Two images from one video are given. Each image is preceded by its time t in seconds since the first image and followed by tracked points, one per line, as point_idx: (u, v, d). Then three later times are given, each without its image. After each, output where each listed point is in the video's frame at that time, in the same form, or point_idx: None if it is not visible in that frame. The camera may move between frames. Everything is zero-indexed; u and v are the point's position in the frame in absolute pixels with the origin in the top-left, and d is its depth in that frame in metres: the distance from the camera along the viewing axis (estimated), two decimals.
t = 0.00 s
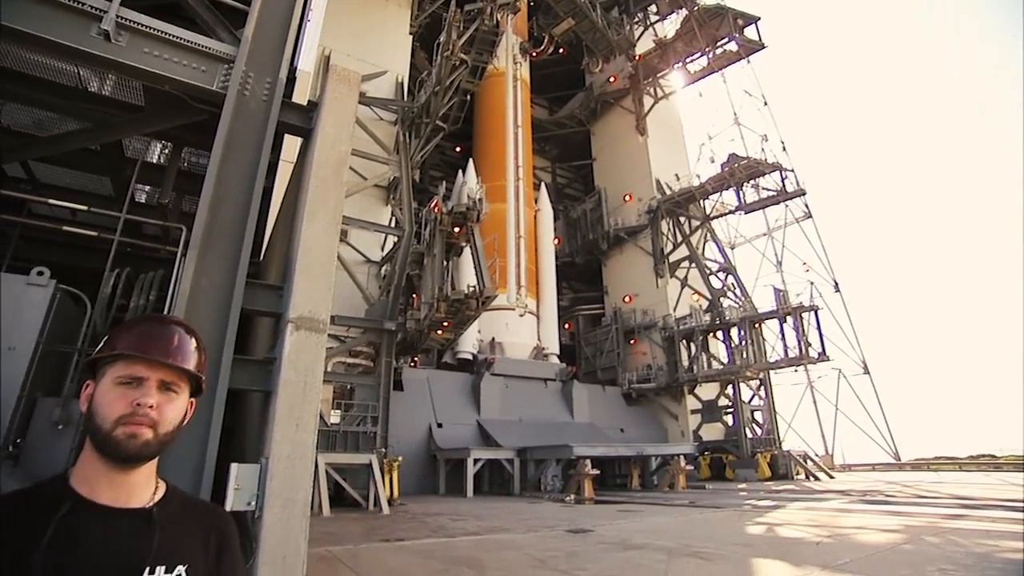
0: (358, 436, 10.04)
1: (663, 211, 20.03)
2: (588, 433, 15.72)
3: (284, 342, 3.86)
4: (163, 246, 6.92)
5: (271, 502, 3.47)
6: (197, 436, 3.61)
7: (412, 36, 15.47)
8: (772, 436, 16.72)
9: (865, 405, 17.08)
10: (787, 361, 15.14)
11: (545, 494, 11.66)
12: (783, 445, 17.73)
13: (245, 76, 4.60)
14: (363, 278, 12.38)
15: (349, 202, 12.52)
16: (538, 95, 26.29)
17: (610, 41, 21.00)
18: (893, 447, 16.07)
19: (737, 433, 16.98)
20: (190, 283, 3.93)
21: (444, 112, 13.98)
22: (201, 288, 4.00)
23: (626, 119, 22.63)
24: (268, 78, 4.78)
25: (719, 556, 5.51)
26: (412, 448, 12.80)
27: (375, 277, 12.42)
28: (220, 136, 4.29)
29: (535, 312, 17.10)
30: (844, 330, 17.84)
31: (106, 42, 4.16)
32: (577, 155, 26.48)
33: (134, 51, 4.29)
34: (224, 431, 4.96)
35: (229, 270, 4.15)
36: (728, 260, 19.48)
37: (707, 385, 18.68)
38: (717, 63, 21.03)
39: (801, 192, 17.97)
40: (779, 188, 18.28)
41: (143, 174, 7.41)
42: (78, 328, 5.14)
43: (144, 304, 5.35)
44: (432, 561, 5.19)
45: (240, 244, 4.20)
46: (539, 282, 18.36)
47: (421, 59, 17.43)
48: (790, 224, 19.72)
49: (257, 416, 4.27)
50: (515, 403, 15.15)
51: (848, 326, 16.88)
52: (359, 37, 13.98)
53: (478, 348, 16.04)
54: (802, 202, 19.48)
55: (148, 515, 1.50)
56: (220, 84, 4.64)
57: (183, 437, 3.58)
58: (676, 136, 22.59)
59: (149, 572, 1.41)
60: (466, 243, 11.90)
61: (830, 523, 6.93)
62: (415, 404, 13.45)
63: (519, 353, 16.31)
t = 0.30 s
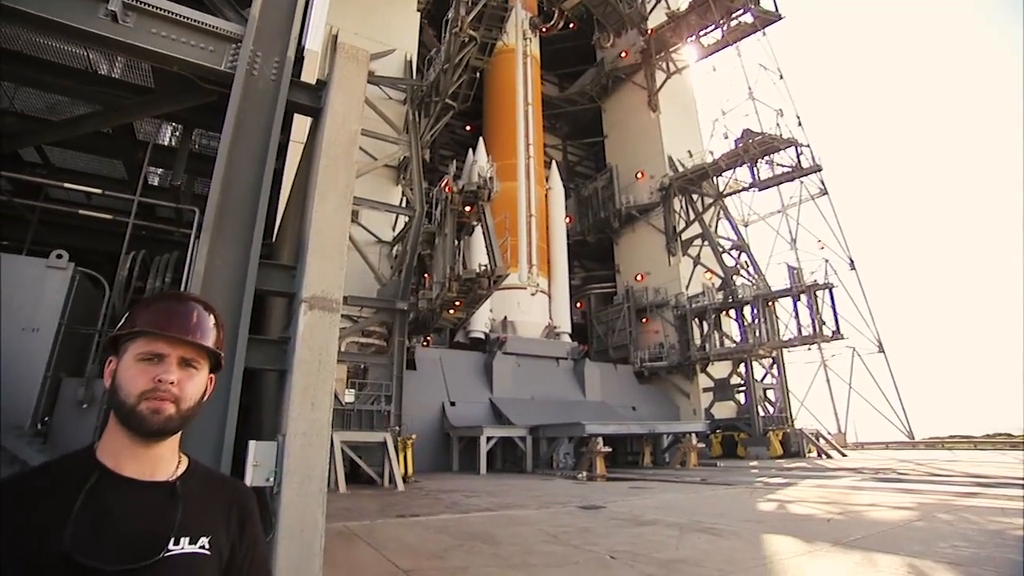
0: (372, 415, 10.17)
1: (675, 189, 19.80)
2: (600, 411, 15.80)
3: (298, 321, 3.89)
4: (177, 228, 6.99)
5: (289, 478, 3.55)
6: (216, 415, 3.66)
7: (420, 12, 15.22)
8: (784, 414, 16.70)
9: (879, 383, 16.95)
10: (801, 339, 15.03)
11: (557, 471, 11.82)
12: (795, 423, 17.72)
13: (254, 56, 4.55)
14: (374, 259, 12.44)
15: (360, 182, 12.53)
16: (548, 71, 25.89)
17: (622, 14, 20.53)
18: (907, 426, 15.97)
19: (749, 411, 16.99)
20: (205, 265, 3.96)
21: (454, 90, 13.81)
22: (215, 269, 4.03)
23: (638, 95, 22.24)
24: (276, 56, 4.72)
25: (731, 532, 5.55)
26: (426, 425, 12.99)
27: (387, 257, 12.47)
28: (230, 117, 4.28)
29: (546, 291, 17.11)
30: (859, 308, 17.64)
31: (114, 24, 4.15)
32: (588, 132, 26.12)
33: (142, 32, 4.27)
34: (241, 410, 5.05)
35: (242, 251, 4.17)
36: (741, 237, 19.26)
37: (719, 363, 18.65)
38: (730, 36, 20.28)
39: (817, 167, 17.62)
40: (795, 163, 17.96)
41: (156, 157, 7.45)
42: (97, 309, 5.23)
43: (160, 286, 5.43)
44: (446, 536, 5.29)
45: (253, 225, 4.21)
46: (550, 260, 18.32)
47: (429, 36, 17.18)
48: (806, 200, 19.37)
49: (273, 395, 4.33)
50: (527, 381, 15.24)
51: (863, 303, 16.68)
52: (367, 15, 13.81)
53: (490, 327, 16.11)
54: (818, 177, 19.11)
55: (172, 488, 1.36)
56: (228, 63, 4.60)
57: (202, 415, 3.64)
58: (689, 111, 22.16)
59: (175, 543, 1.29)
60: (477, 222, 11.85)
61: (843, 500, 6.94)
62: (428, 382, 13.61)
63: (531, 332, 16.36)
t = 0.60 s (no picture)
0: (386, 391, 10.30)
1: (688, 164, 19.52)
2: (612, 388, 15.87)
3: (312, 299, 3.91)
4: (190, 208, 7.03)
5: (306, 452, 3.61)
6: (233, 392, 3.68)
7: None
8: (797, 390, 16.66)
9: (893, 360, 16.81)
10: (815, 317, 14.88)
11: (568, 447, 11.96)
12: (808, 400, 17.67)
13: (261, 32, 4.49)
14: (386, 238, 12.48)
15: (370, 160, 12.52)
16: (559, 45, 25.40)
17: None
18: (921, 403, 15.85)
19: (761, 387, 16.96)
20: (218, 244, 3.97)
21: (463, 66, 13.60)
22: (229, 248, 4.04)
23: (650, 68, 21.78)
24: (283, 33, 4.65)
25: (742, 507, 5.60)
26: (439, 402, 13.17)
27: (398, 235, 12.51)
28: (239, 95, 4.25)
29: (558, 268, 17.07)
30: (874, 284, 17.42)
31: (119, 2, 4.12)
32: (599, 107, 25.70)
33: (147, 10, 4.23)
34: (258, 388, 5.13)
35: (254, 230, 4.16)
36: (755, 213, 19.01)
37: (732, 340, 18.58)
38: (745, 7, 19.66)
39: (835, 141, 17.22)
40: (811, 137, 17.56)
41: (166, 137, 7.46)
42: (114, 289, 5.28)
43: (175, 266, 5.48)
44: (460, 510, 5.38)
45: (265, 203, 4.20)
46: (562, 238, 18.24)
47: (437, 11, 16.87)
48: (822, 175, 19.00)
49: (288, 373, 4.37)
50: (539, 358, 15.31)
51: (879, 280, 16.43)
52: None
53: (502, 304, 16.16)
54: (835, 151, 18.69)
55: (193, 460, 1.25)
56: (235, 41, 4.54)
57: (220, 391, 3.68)
58: (703, 85, 21.67)
59: (197, 513, 1.17)
60: (488, 199, 11.76)
61: (855, 476, 6.93)
62: (441, 359, 13.75)
63: (542, 309, 16.39)
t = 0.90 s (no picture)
0: (399, 366, 10.41)
1: (702, 137, 19.17)
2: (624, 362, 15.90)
3: (325, 274, 3.92)
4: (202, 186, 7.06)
5: (323, 424, 3.68)
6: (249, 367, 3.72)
7: None
8: (810, 365, 16.58)
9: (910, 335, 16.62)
10: (829, 292, 14.69)
11: (581, 420, 12.07)
12: (822, 375, 17.57)
13: (267, 5, 4.42)
14: (397, 213, 12.51)
15: (380, 136, 12.46)
16: (571, 15, 24.80)
17: None
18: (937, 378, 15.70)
19: (774, 362, 16.90)
20: (231, 220, 3.99)
21: (473, 38, 13.35)
22: (242, 224, 4.05)
23: (664, 38, 21.22)
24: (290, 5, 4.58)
25: (753, 479, 5.64)
26: (452, 376, 13.32)
27: (409, 211, 12.53)
28: (248, 71, 4.22)
29: (570, 243, 17.01)
30: (892, 258, 17.12)
31: None
32: (611, 78, 25.17)
33: None
34: (274, 361, 5.21)
35: (267, 206, 4.17)
36: (770, 186, 18.69)
37: (745, 315, 18.46)
38: None
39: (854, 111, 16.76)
40: (830, 108, 17.10)
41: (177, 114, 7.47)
42: (131, 266, 5.37)
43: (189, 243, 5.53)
44: (474, 481, 5.48)
45: (276, 179, 4.20)
46: (574, 212, 18.13)
47: None
48: (840, 147, 18.57)
49: (304, 347, 4.41)
50: (552, 332, 15.34)
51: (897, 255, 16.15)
52: None
53: (514, 280, 16.17)
54: (854, 122, 18.21)
55: (212, 429, 1.26)
56: (243, 14, 4.50)
57: (237, 366, 3.73)
58: (719, 54, 21.10)
59: (218, 481, 1.18)
60: (500, 174, 11.67)
61: (867, 450, 6.93)
62: (454, 334, 13.86)
63: (554, 284, 16.40)
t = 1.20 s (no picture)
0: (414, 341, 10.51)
1: (719, 109, 18.75)
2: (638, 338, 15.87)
3: (339, 249, 3.93)
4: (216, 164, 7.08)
5: (340, 398, 3.74)
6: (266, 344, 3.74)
7: None
8: (826, 341, 16.43)
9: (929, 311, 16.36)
10: (847, 267, 14.45)
11: (595, 395, 12.16)
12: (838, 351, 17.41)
13: None
14: (410, 189, 12.63)
15: (392, 111, 12.39)
16: None
17: None
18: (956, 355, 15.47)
19: (789, 338, 16.76)
20: (245, 197, 4.00)
21: (485, 8, 13.07)
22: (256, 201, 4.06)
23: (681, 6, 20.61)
24: None
25: (767, 454, 5.65)
26: (467, 351, 13.45)
27: (422, 187, 12.56)
28: (257, 46, 4.17)
29: (583, 218, 16.90)
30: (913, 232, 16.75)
31: None
32: (626, 49, 24.59)
33: None
34: (291, 337, 5.27)
35: (280, 182, 4.16)
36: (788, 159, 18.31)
37: (761, 291, 18.27)
38: None
39: (877, 80, 16.22)
40: (852, 77, 16.55)
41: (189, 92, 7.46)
42: (150, 244, 5.44)
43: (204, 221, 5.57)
44: (489, 454, 5.55)
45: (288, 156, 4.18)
46: (588, 187, 17.95)
47: None
48: (862, 117, 18.05)
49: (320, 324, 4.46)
50: (565, 308, 15.33)
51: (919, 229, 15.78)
52: None
53: (528, 256, 16.14)
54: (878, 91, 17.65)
55: (233, 396, 1.28)
56: None
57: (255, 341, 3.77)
58: (737, 22, 20.45)
59: (240, 445, 1.20)
60: (513, 149, 11.55)
61: (883, 426, 6.89)
62: (469, 310, 13.94)
63: (568, 260, 16.35)
